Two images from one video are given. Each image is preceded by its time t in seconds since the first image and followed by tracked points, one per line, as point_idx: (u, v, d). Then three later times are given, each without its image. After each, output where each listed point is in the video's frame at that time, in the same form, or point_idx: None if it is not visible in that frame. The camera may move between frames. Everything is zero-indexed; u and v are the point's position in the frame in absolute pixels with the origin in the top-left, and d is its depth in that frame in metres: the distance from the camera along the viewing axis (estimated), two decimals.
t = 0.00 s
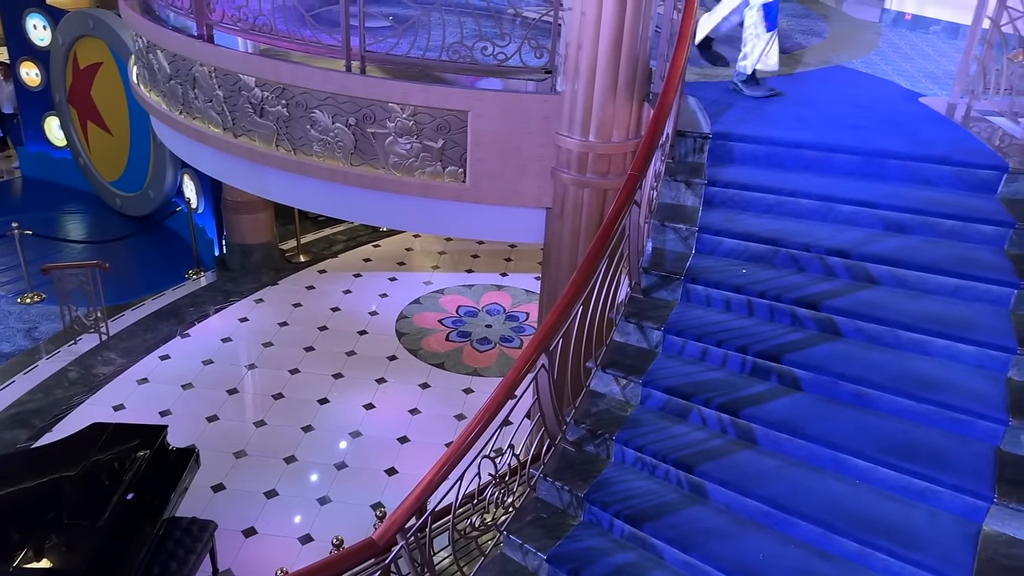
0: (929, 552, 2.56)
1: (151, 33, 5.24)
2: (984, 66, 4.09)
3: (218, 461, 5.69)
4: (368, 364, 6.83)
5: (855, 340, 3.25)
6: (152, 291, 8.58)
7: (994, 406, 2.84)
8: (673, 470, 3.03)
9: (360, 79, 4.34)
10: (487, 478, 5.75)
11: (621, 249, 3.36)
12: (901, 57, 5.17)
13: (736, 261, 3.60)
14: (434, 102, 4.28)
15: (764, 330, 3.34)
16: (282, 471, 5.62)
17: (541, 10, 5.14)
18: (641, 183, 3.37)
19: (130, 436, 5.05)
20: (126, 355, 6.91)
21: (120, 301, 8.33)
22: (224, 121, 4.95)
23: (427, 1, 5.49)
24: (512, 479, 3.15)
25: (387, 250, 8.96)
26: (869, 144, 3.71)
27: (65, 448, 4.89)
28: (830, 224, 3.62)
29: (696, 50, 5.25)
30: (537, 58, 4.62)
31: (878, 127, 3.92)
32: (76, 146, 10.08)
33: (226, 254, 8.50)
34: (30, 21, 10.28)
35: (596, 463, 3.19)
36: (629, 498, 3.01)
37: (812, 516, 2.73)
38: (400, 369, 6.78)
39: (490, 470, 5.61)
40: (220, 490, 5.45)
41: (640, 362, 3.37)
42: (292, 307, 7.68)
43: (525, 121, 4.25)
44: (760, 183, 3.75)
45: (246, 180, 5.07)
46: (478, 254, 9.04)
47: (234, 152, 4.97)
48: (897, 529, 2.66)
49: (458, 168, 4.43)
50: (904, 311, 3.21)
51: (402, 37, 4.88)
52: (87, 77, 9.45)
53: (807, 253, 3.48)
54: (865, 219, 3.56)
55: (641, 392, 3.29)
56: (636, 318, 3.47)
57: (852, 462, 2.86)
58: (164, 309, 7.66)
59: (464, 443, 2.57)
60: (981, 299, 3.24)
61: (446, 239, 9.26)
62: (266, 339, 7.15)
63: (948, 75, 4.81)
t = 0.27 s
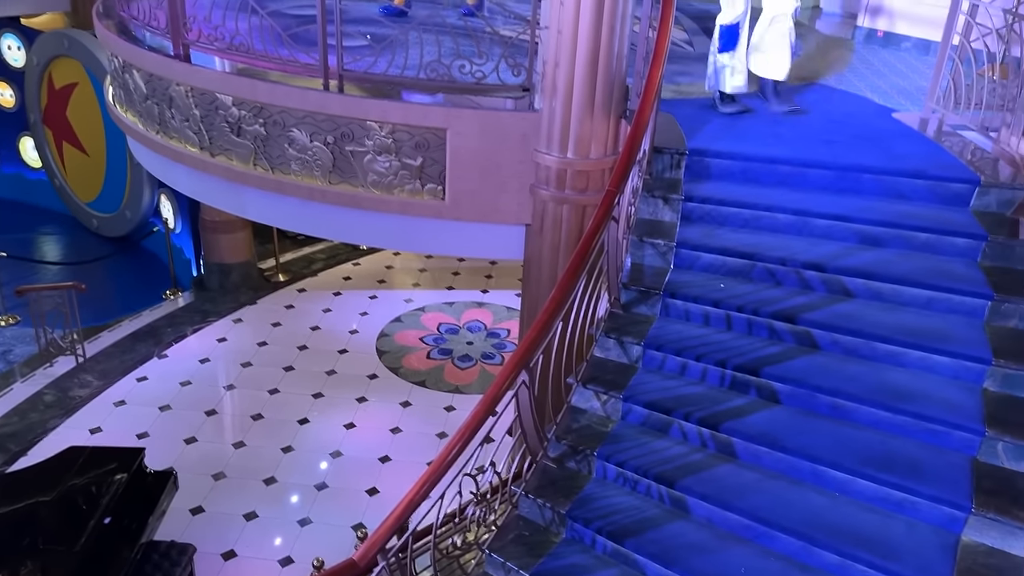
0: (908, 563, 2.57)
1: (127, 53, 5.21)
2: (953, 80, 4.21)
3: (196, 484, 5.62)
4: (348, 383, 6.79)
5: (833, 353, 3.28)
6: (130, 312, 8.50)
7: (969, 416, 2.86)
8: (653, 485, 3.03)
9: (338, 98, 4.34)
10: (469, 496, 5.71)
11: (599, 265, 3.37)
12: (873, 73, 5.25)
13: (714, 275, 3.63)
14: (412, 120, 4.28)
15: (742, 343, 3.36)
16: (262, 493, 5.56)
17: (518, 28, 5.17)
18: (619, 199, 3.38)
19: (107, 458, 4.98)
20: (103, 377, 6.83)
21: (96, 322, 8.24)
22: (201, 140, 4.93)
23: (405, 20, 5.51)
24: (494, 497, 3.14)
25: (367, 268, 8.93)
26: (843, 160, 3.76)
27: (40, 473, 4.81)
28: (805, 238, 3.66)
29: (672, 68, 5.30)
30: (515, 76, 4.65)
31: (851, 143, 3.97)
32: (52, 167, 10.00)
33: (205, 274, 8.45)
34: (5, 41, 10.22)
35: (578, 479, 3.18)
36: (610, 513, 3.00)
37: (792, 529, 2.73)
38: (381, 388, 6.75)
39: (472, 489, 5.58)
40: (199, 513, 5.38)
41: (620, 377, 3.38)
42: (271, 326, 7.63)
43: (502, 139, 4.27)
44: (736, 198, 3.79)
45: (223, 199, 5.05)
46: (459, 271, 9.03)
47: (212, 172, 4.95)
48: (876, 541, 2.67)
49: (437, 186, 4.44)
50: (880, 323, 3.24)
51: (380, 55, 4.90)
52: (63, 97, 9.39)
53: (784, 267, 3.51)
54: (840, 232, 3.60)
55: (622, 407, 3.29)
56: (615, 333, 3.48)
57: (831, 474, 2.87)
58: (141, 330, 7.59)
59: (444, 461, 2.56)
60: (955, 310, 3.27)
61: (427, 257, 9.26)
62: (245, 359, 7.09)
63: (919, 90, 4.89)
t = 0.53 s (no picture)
0: None
1: (96, 79, 5.18)
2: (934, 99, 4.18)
3: (166, 514, 5.52)
4: (322, 409, 6.73)
5: (804, 371, 3.31)
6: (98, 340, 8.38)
7: (938, 433, 2.91)
8: (629, 506, 3.03)
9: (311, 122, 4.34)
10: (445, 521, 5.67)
11: (573, 286, 3.39)
12: (837, 96, 5.36)
13: (687, 295, 3.66)
14: (385, 144, 4.29)
15: (715, 363, 3.39)
16: (234, 523, 5.47)
17: (489, 53, 5.23)
18: (591, 221, 3.41)
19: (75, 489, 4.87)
20: (70, 406, 6.71)
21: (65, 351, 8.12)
22: (171, 165, 4.89)
23: (377, 46, 5.54)
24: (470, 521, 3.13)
25: (340, 292, 8.88)
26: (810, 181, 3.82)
27: (5, 506, 4.70)
28: (775, 258, 3.70)
29: (642, 91, 5.37)
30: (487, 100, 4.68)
31: (818, 164, 4.04)
32: (19, 193, 9.87)
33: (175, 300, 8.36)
34: None
35: (554, 501, 3.16)
36: (587, 536, 2.99)
37: (767, 548, 2.74)
38: (355, 413, 6.69)
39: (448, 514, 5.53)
40: (170, 544, 5.28)
41: (595, 398, 3.39)
42: (243, 352, 7.55)
43: (475, 162, 4.29)
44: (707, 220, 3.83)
45: (194, 225, 5.02)
46: (433, 294, 9.02)
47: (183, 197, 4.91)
48: (851, 559, 2.69)
49: (410, 209, 4.43)
50: (850, 341, 3.29)
51: (352, 80, 4.92)
52: (30, 122, 9.29)
53: (755, 286, 3.54)
54: (808, 252, 3.65)
55: (597, 428, 3.29)
56: (590, 354, 3.49)
57: (805, 492, 2.89)
58: (109, 358, 7.48)
59: (420, 485, 2.54)
60: (922, 328, 3.33)
61: (401, 280, 9.23)
62: (216, 386, 7.00)
63: (883, 112, 5.00)
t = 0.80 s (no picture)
0: None
1: (39, 130, 5.09)
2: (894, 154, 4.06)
3: None
4: (272, 463, 6.57)
5: (755, 417, 3.34)
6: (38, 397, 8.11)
7: (886, 476, 2.95)
8: (585, 558, 3.00)
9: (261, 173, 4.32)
10: None
11: (526, 335, 3.38)
12: (779, 146, 5.53)
13: (639, 343, 3.68)
14: (336, 194, 4.29)
15: (667, 410, 3.40)
16: None
17: (441, 105, 5.29)
18: (542, 270, 3.43)
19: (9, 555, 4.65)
20: (6, 467, 6.44)
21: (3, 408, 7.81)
22: (117, 217, 4.80)
23: (328, 97, 5.57)
24: None
25: (291, 343, 8.74)
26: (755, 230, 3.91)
27: None
28: (723, 304, 3.75)
29: (591, 142, 5.47)
30: (439, 150, 4.71)
31: (762, 213, 4.13)
32: None
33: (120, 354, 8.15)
34: None
35: (510, 554, 3.10)
36: None
37: None
38: (306, 467, 6.54)
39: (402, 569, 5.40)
40: None
41: (549, 447, 3.36)
42: (190, 407, 7.36)
43: (427, 212, 4.30)
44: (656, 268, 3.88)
45: (141, 278, 4.92)
46: (386, 343, 8.93)
47: (129, 250, 4.82)
48: None
49: (362, 257, 4.38)
50: (798, 386, 3.33)
51: (303, 131, 4.92)
52: None
53: (705, 333, 3.58)
54: (756, 298, 3.70)
55: (552, 478, 3.26)
56: (544, 402, 3.47)
57: (759, 538, 2.89)
58: (49, 416, 7.23)
59: (371, 542, 2.48)
60: (868, 372, 3.39)
61: (354, 330, 9.14)
62: (161, 442, 6.79)
63: (822, 162, 5.17)
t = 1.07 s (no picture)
0: None
1: (15, 163, 5.03)
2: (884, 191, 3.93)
3: None
4: (252, 496, 6.47)
5: (737, 441, 3.34)
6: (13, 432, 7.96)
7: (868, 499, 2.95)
8: None
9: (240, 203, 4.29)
10: None
11: (508, 362, 3.35)
12: (755, 173, 5.59)
13: (620, 368, 3.68)
14: (315, 224, 4.27)
15: (649, 436, 3.39)
16: None
17: (420, 134, 5.32)
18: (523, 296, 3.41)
19: None
20: None
21: None
22: (93, 249, 4.75)
23: (308, 127, 5.58)
24: None
25: (271, 374, 8.66)
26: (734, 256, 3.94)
27: None
28: (703, 329, 3.77)
29: (570, 169, 5.50)
30: (417, 179, 4.72)
31: (740, 239, 4.16)
32: None
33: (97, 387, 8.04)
34: None
35: None
36: None
37: None
38: (286, 500, 6.45)
39: None
40: None
41: (532, 475, 3.33)
42: (168, 440, 7.25)
43: (407, 240, 4.29)
44: (637, 293, 3.88)
45: (118, 311, 4.86)
46: (367, 372, 8.88)
47: (106, 281, 4.77)
48: None
49: (342, 288, 4.39)
50: (779, 410, 3.34)
51: (281, 161, 4.93)
52: None
53: (686, 358, 3.59)
54: (736, 323, 3.72)
55: (535, 507, 3.23)
56: (526, 430, 3.45)
57: (744, 564, 2.88)
58: (24, 451, 7.10)
59: None
60: (848, 395, 3.41)
61: (334, 359, 9.08)
62: (139, 476, 6.68)
63: (798, 188, 5.23)
